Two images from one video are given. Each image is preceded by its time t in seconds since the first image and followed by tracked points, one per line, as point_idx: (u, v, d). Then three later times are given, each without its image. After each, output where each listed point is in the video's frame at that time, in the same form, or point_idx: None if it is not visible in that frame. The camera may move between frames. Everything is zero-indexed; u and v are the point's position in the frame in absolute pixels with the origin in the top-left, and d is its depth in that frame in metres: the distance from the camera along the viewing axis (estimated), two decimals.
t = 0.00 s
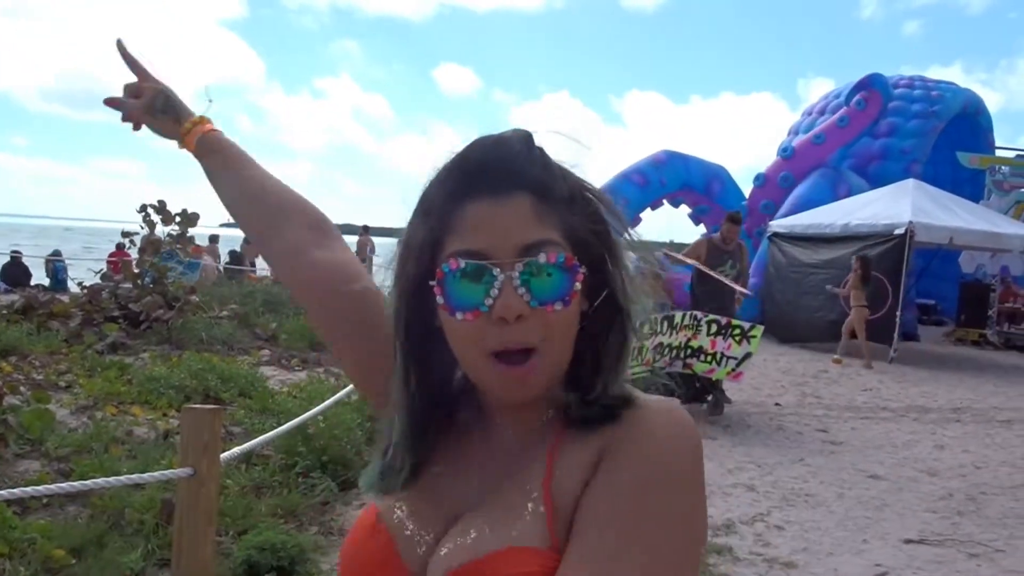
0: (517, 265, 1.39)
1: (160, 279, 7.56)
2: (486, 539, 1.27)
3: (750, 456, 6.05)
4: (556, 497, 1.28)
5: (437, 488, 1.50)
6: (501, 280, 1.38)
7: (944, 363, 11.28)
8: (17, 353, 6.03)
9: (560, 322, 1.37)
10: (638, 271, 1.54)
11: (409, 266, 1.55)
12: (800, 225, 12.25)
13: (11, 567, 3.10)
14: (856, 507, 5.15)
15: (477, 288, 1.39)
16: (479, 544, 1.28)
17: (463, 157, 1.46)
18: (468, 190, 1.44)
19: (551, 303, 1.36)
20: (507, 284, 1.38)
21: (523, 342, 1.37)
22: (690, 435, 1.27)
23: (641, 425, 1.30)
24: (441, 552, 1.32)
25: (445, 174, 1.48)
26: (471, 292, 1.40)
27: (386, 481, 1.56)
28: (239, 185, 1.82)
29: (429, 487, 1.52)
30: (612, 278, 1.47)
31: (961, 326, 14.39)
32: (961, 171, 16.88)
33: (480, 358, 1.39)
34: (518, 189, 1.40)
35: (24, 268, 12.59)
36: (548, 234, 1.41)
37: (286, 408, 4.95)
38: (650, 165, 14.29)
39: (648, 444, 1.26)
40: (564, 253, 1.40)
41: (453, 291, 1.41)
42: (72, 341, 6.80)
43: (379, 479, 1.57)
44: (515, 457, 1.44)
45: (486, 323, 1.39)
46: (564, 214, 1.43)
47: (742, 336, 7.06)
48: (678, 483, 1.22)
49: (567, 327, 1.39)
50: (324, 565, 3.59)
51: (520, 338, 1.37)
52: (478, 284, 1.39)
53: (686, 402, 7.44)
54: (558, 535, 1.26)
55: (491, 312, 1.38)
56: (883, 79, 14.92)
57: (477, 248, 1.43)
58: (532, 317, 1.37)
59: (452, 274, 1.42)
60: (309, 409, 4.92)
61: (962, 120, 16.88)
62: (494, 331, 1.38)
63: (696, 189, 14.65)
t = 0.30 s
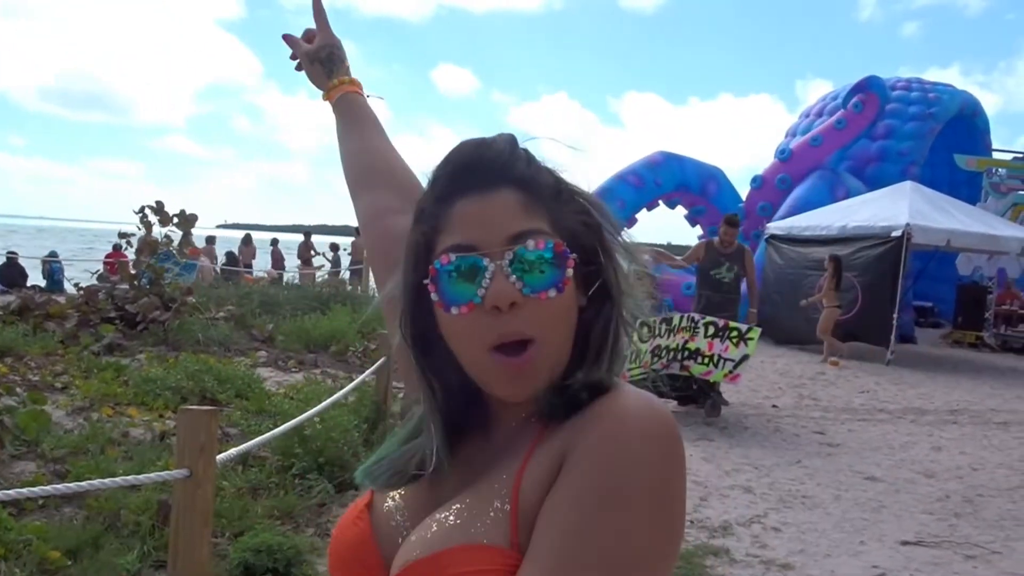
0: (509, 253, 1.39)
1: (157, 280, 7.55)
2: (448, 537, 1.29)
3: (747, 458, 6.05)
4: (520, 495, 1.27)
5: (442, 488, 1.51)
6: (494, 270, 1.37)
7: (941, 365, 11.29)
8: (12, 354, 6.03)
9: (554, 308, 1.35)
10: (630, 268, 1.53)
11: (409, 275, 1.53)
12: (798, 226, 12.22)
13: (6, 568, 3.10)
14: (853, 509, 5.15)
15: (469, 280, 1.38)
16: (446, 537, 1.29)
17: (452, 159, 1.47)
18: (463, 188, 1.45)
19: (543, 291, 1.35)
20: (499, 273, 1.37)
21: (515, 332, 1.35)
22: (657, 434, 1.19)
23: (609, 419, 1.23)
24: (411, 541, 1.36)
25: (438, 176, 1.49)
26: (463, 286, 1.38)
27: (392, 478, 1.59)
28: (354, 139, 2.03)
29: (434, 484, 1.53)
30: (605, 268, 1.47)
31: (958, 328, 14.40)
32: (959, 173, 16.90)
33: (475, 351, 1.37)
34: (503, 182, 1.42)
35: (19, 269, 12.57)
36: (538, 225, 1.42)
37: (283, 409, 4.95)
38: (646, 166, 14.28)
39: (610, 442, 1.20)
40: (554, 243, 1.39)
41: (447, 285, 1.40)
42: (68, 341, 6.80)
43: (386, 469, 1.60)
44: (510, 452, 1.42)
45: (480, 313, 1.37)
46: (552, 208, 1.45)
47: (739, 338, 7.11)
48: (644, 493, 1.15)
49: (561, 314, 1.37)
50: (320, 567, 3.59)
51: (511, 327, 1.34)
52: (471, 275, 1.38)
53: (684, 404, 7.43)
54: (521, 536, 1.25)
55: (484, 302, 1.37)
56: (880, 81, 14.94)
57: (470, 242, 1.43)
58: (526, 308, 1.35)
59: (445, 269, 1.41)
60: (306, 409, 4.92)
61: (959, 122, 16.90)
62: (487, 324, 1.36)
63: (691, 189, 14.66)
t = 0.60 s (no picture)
0: (521, 236, 1.40)
1: (156, 280, 7.55)
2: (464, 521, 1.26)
3: (747, 457, 6.05)
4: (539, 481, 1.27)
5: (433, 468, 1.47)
6: (506, 252, 1.39)
7: (940, 363, 11.29)
8: (11, 354, 6.03)
9: (563, 294, 1.39)
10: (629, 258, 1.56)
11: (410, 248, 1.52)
12: (797, 226, 12.22)
13: (4, 569, 3.10)
14: (853, 508, 5.15)
15: (479, 260, 1.39)
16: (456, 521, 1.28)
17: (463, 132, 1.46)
18: (472, 160, 1.44)
19: (553, 277, 1.38)
20: (511, 256, 1.39)
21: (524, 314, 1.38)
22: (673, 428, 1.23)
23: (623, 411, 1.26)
24: (418, 524, 1.33)
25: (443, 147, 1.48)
26: (472, 265, 1.39)
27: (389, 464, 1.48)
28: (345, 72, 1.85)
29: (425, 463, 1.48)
30: (607, 259, 1.49)
31: (958, 326, 14.39)
32: (958, 172, 16.90)
33: (480, 326, 1.39)
34: (521, 164, 1.41)
35: (18, 268, 12.55)
36: (551, 209, 1.42)
37: (282, 409, 4.95)
38: (645, 166, 14.28)
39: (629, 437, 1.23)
40: (568, 229, 1.40)
41: (454, 262, 1.41)
42: (67, 342, 6.80)
43: (381, 454, 1.50)
44: (504, 432, 1.41)
45: (489, 294, 1.39)
46: (566, 192, 1.45)
47: (738, 337, 7.09)
48: (652, 486, 1.19)
49: (568, 300, 1.40)
50: (319, 568, 3.58)
51: (517, 307, 1.37)
52: (480, 255, 1.39)
53: (683, 403, 7.42)
54: (542, 528, 1.24)
55: (493, 283, 1.38)
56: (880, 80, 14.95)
57: (479, 219, 1.43)
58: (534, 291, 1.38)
59: (455, 245, 1.41)
60: (305, 409, 4.92)
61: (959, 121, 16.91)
62: (493, 303, 1.38)
63: (691, 189, 14.65)
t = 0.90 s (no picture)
0: (501, 238, 1.41)
1: (153, 281, 7.54)
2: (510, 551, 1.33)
3: (745, 457, 6.04)
4: (575, 516, 1.38)
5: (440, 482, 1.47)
6: (486, 255, 1.40)
7: (939, 362, 11.30)
8: (8, 356, 6.02)
9: (548, 293, 1.39)
10: (623, 256, 1.56)
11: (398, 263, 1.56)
12: (795, 227, 12.13)
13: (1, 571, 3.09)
14: (851, 507, 5.14)
15: (458, 265, 1.40)
16: (506, 552, 1.33)
17: (440, 144, 1.48)
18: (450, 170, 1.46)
19: (536, 276, 1.39)
20: (491, 259, 1.40)
21: (511, 317, 1.39)
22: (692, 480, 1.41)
23: (646, 460, 1.41)
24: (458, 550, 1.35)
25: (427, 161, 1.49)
26: (452, 271, 1.40)
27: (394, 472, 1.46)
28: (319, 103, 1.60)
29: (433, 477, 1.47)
30: (602, 256, 1.52)
31: (956, 325, 14.40)
32: (956, 171, 16.92)
33: (462, 330, 1.40)
34: (498, 166, 1.44)
35: (15, 270, 12.53)
36: (534, 212, 1.45)
37: (280, 410, 4.95)
38: (644, 165, 14.32)
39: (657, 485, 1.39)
40: (550, 229, 1.42)
41: (434, 268, 1.41)
42: (64, 343, 6.79)
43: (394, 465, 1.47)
44: (524, 458, 1.47)
45: (471, 299, 1.39)
46: (547, 194, 1.48)
47: (737, 335, 7.02)
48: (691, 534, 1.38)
49: (555, 299, 1.41)
50: (318, 568, 3.58)
51: (503, 311, 1.38)
52: (460, 260, 1.40)
53: (682, 403, 7.42)
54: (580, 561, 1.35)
55: (474, 288, 1.39)
56: (877, 79, 14.96)
57: (458, 226, 1.44)
58: (518, 293, 1.39)
59: (434, 253, 1.42)
60: (303, 410, 4.92)
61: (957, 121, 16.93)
62: (476, 307, 1.39)
63: (690, 188, 14.65)
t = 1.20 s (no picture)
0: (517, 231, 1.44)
1: (149, 283, 7.54)
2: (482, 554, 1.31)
3: (743, 456, 6.04)
4: (556, 515, 1.31)
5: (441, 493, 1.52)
6: (505, 246, 1.42)
7: (936, 361, 11.31)
8: (3, 359, 6.01)
9: (563, 291, 1.42)
10: (630, 259, 1.60)
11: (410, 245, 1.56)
12: (793, 226, 12.17)
13: None
14: (849, 506, 5.15)
15: (472, 253, 1.42)
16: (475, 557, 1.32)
17: (460, 130, 1.49)
18: (471, 152, 1.47)
19: (553, 273, 1.41)
20: (510, 251, 1.42)
21: (523, 311, 1.41)
22: (680, 450, 1.31)
23: (639, 434, 1.33)
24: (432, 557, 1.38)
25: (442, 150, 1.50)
26: (467, 260, 1.42)
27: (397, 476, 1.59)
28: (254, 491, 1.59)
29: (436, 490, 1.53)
30: (610, 259, 1.54)
31: (953, 324, 14.42)
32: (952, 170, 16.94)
33: (469, 320, 1.43)
34: (522, 159, 1.45)
35: (11, 273, 12.52)
36: (553, 207, 1.47)
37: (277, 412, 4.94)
38: (642, 165, 14.34)
39: (645, 462, 1.30)
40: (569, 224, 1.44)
41: (449, 254, 1.44)
42: (60, 346, 6.79)
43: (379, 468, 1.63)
44: (519, 449, 1.45)
45: (486, 289, 1.42)
46: (565, 189, 1.50)
47: (735, 337, 7.02)
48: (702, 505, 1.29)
49: (569, 296, 1.43)
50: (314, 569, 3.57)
51: (513, 303, 1.41)
52: (473, 247, 1.42)
53: (679, 403, 7.43)
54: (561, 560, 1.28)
55: (490, 279, 1.42)
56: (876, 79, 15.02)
57: (477, 215, 1.47)
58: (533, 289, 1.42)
59: (451, 237, 1.45)
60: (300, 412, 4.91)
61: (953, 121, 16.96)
62: (483, 299, 1.43)
63: (688, 189, 14.66)
